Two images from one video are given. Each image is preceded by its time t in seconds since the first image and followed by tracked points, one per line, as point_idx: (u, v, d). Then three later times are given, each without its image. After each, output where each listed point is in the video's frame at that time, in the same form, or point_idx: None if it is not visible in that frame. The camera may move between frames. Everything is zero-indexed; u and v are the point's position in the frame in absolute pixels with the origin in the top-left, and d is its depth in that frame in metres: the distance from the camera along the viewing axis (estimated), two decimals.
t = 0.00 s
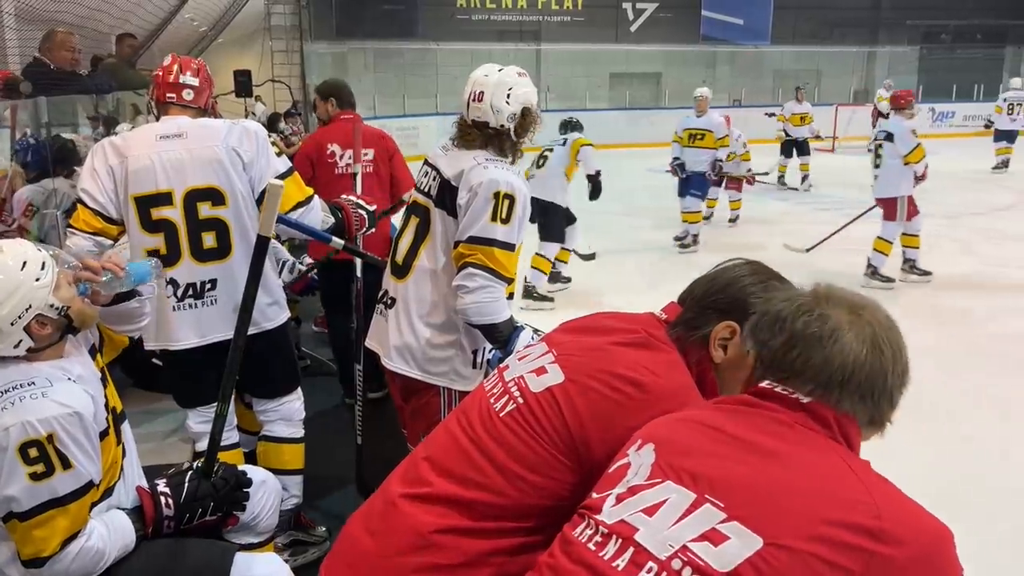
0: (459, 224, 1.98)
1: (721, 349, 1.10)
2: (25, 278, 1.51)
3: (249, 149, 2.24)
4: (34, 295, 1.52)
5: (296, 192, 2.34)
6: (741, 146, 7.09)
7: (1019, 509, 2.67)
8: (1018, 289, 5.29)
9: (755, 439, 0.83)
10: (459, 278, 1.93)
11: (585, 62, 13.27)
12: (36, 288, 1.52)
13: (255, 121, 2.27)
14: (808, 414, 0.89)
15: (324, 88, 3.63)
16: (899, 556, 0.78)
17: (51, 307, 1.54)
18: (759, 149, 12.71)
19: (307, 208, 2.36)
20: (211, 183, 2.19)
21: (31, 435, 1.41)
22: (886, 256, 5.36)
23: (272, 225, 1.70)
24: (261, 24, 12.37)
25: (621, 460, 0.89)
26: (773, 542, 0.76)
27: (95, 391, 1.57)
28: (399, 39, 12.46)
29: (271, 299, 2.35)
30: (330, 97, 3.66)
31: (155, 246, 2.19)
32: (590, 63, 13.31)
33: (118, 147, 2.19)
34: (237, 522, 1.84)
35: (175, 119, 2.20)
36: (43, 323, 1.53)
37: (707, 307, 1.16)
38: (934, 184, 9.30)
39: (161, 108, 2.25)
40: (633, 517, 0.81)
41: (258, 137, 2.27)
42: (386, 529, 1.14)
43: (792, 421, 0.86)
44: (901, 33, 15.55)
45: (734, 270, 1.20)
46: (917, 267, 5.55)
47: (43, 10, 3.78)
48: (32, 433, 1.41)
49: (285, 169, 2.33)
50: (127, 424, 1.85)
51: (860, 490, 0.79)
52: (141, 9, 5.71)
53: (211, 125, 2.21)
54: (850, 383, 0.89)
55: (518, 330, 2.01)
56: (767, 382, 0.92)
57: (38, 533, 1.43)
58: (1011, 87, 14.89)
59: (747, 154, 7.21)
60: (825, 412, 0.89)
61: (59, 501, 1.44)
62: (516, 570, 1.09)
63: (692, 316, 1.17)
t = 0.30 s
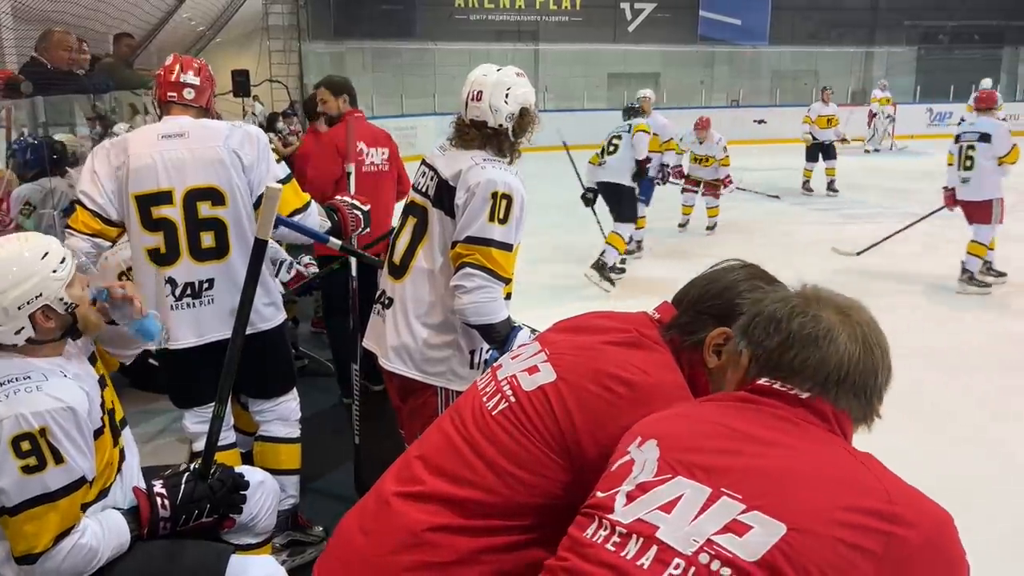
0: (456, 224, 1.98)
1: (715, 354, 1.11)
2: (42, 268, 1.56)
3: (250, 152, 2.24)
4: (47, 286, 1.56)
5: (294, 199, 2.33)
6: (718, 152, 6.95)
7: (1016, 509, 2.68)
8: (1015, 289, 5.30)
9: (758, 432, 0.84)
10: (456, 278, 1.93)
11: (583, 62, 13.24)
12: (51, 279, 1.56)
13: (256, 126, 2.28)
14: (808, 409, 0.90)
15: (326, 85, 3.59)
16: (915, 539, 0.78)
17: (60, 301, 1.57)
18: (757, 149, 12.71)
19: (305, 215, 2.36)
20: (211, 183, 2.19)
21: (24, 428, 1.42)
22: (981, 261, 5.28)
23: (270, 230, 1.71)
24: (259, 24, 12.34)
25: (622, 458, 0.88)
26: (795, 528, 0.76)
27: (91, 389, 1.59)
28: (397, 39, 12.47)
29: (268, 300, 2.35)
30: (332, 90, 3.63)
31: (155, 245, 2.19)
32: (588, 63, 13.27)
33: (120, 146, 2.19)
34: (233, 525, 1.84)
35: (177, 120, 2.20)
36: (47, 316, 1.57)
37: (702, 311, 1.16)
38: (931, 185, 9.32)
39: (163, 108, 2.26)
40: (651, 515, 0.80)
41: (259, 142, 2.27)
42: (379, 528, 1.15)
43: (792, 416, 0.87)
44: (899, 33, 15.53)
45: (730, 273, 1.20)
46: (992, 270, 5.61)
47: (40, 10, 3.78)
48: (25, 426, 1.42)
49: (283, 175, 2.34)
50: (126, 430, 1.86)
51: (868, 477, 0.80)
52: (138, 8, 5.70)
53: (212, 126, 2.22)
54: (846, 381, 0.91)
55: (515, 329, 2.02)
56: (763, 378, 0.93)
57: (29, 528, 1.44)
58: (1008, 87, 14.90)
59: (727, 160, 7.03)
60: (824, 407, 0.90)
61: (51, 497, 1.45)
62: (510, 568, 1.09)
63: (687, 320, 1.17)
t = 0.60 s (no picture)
0: (454, 225, 1.98)
1: (715, 358, 1.14)
2: (68, 264, 1.59)
3: (264, 162, 2.25)
4: (66, 282, 1.58)
5: (302, 212, 2.35)
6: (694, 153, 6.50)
7: (1015, 509, 2.68)
8: (1014, 289, 5.31)
9: (768, 434, 0.84)
10: (455, 280, 1.94)
11: (582, 62, 13.26)
12: (73, 276, 1.60)
13: (274, 137, 2.30)
14: (825, 413, 0.90)
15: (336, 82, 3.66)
16: (929, 544, 0.79)
17: (75, 300, 1.59)
18: (756, 149, 12.71)
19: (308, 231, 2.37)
20: (222, 187, 2.21)
21: (30, 422, 1.43)
22: None
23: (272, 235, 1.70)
24: (258, 24, 12.33)
25: (635, 461, 0.90)
26: (809, 533, 0.76)
27: (97, 388, 1.59)
28: (395, 39, 12.51)
29: (272, 302, 2.37)
30: (342, 86, 3.69)
31: (164, 244, 2.21)
32: (586, 63, 13.31)
33: (137, 143, 2.22)
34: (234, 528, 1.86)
35: (196, 120, 2.22)
36: (58, 312, 1.58)
37: (702, 313, 1.16)
38: (930, 185, 9.32)
39: (183, 108, 2.28)
40: (664, 518, 0.81)
41: (274, 152, 2.29)
42: (379, 528, 1.15)
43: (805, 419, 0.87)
44: (898, 33, 15.51)
45: (730, 275, 1.20)
46: None
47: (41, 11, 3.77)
48: (31, 420, 1.43)
49: (295, 188, 2.36)
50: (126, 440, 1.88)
51: (883, 480, 0.80)
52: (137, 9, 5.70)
53: (231, 130, 2.23)
54: (864, 383, 0.92)
55: (514, 330, 2.03)
56: (782, 381, 0.94)
57: (27, 524, 1.43)
58: (1007, 87, 14.89)
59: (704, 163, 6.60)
60: (840, 411, 0.90)
61: (53, 492, 1.45)
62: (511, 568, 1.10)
63: (686, 322, 1.17)
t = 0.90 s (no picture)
0: (452, 226, 1.98)
1: (725, 356, 1.14)
2: (69, 260, 1.58)
3: (281, 162, 2.25)
4: (67, 277, 1.57)
5: (314, 214, 2.33)
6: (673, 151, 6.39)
7: (1018, 508, 2.67)
8: (1015, 288, 5.30)
9: (770, 439, 0.84)
10: (453, 281, 1.93)
11: (583, 61, 13.26)
12: (73, 272, 1.58)
13: (291, 137, 2.29)
14: (834, 420, 0.89)
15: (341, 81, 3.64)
16: (924, 555, 0.79)
17: (74, 295, 1.58)
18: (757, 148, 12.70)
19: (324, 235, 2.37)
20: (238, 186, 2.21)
21: (31, 409, 1.42)
22: None
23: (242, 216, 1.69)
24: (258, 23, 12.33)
25: (637, 462, 0.91)
26: (799, 542, 0.76)
27: (99, 381, 1.59)
28: (395, 39, 12.50)
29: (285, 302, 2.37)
30: (348, 86, 3.67)
31: (176, 240, 2.22)
32: (587, 62, 13.30)
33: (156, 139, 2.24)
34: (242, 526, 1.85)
35: (215, 119, 2.23)
36: (57, 307, 1.57)
37: (711, 313, 1.15)
38: (932, 184, 9.31)
39: (203, 106, 2.30)
40: (654, 520, 0.82)
41: (291, 152, 2.29)
42: (386, 528, 1.14)
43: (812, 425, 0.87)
44: (899, 32, 15.47)
45: (739, 275, 1.19)
46: None
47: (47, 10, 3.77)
48: (32, 407, 1.42)
49: (311, 188, 2.34)
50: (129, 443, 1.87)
51: (883, 490, 0.80)
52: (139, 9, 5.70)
53: (249, 130, 2.23)
54: (880, 391, 0.90)
55: (515, 330, 2.01)
56: (794, 386, 0.93)
57: (27, 513, 1.42)
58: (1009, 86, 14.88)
59: (684, 163, 6.41)
60: (849, 419, 0.89)
61: (52, 481, 1.43)
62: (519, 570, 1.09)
63: (695, 321, 1.16)
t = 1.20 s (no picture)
0: (448, 224, 1.97)
1: (725, 350, 1.13)
2: (54, 259, 1.58)
3: (304, 161, 2.28)
4: (52, 274, 1.57)
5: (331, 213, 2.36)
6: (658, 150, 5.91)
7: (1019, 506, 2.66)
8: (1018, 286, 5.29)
9: (757, 435, 0.84)
10: (450, 279, 1.93)
11: (585, 60, 13.27)
12: (60, 269, 1.58)
13: (314, 136, 2.32)
14: (823, 415, 0.89)
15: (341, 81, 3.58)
16: (907, 552, 0.79)
17: (61, 292, 1.57)
18: (760, 146, 12.69)
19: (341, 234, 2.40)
20: (261, 182, 2.22)
21: (27, 402, 1.42)
22: None
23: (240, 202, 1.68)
24: (261, 23, 12.37)
25: (627, 455, 0.91)
26: (778, 538, 0.77)
27: (96, 376, 1.58)
28: (398, 37, 12.51)
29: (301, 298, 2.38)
30: (346, 86, 3.61)
31: (200, 233, 2.24)
32: (589, 61, 13.32)
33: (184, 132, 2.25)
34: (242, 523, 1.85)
35: (241, 115, 2.24)
36: (45, 303, 1.56)
37: (711, 306, 1.15)
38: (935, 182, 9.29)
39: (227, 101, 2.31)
40: (636, 511, 0.83)
41: (314, 152, 2.32)
42: (387, 524, 1.13)
43: (801, 422, 0.87)
44: (902, 30, 15.39)
45: (740, 268, 1.18)
46: None
47: (49, 7, 3.76)
48: (28, 400, 1.42)
49: (331, 188, 2.37)
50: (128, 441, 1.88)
51: (868, 487, 0.80)
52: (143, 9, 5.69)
53: (274, 128, 2.24)
54: (873, 388, 0.89)
55: (515, 327, 2.01)
56: (787, 382, 0.92)
57: (25, 505, 1.42)
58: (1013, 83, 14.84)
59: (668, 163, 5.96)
60: (841, 415, 0.88)
61: (49, 473, 1.43)
62: (517, 566, 1.08)
63: (696, 315, 1.16)
